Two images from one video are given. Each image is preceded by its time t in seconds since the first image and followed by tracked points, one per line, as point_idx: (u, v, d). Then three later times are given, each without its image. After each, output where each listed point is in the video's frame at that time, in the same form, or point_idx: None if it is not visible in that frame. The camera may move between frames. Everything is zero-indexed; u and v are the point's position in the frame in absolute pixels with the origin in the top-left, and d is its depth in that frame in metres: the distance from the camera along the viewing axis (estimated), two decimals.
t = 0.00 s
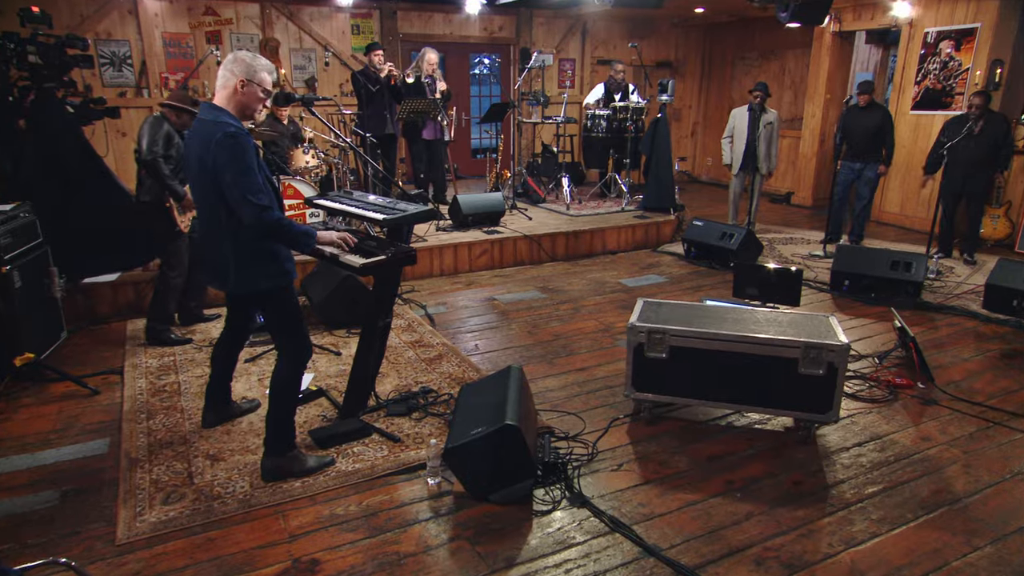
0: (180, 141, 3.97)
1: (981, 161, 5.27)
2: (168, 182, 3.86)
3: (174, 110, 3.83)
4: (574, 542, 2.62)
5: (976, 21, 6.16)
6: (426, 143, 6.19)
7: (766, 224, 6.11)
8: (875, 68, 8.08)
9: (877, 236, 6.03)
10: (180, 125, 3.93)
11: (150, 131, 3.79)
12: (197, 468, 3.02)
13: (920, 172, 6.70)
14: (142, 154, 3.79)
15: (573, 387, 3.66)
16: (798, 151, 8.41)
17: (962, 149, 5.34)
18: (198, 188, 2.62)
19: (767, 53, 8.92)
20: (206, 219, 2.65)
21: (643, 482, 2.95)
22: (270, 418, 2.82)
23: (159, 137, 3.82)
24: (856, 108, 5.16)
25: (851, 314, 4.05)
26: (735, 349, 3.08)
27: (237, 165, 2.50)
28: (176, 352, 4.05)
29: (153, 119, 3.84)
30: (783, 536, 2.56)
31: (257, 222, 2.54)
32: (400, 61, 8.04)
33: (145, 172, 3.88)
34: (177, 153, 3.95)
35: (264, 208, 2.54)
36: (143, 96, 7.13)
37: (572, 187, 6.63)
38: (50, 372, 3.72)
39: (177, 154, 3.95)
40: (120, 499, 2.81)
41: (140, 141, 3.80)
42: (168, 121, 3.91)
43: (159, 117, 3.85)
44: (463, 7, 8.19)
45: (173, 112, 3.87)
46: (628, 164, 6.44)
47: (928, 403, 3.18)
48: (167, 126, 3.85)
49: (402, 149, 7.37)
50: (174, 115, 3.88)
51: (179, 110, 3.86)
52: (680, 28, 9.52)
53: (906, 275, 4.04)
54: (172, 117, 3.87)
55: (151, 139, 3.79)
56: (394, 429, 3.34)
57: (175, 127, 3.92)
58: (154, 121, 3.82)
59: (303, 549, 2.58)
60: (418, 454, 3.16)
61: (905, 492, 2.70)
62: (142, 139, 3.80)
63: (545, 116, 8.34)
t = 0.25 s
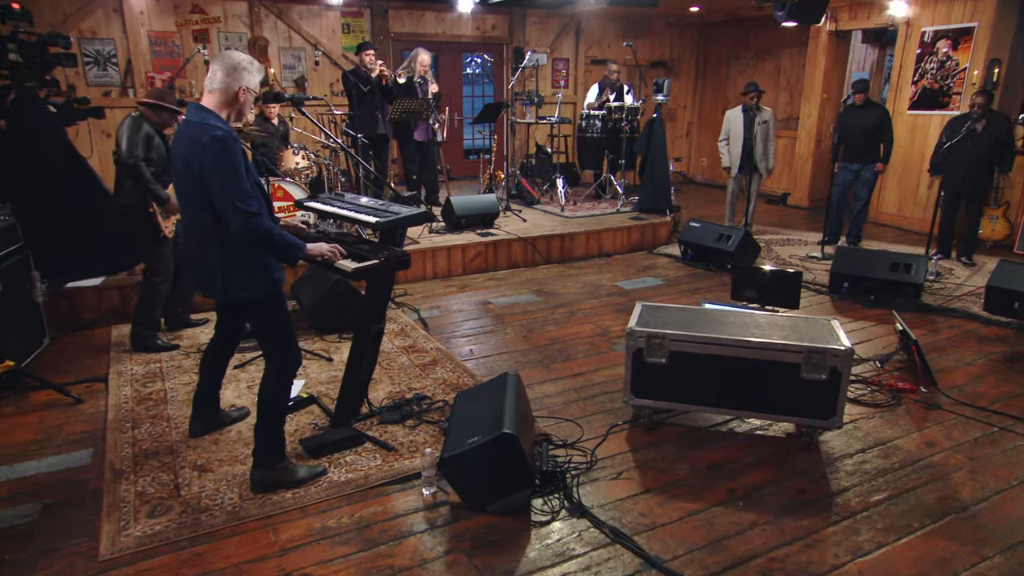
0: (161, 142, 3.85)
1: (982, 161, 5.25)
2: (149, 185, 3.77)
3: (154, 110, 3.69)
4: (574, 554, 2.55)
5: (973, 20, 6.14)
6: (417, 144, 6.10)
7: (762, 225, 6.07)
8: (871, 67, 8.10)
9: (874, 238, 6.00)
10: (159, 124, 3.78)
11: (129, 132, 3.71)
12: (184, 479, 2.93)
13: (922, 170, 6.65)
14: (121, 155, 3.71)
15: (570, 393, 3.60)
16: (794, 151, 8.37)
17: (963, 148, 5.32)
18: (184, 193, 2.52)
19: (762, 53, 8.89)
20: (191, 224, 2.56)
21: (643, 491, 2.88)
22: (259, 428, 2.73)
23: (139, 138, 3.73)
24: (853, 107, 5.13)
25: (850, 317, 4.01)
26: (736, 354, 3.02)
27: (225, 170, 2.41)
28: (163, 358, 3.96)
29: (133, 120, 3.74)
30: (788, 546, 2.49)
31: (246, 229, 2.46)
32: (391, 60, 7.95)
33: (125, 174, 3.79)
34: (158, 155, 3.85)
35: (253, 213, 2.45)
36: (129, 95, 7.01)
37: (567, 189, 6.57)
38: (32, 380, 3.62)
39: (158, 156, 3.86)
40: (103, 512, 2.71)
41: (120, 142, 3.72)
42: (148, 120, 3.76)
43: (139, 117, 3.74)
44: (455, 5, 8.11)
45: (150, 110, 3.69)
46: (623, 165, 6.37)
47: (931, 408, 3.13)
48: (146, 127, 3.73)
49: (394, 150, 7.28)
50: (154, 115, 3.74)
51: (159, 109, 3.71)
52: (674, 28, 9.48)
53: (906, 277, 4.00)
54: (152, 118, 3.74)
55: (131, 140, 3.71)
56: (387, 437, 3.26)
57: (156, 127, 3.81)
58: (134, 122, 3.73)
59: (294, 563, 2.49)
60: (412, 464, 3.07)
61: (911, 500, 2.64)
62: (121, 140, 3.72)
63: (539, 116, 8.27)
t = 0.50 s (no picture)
0: (140, 144, 3.76)
1: (986, 161, 5.22)
2: (129, 191, 3.67)
3: (133, 112, 3.61)
4: (575, 566, 2.47)
5: (971, 19, 6.11)
6: (411, 144, 6.01)
7: (759, 226, 6.02)
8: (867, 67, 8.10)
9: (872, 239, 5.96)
10: (138, 125, 3.69)
11: (107, 136, 3.59)
12: (171, 491, 2.83)
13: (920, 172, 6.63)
14: (99, 161, 3.59)
15: (568, 400, 3.54)
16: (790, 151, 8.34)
17: (967, 148, 5.30)
18: (171, 197, 2.43)
19: (757, 52, 8.85)
20: (179, 230, 2.47)
21: (644, 500, 2.81)
22: (250, 439, 2.63)
23: (117, 142, 3.62)
24: (851, 107, 5.10)
25: (850, 320, 3.96)
26: (738, 360, 2.96)
27: (212, 174, 2.32)
28: (150, 365, 3.87)
29: (111, 122, 3.63)
30: (795, 557, 2.42)
31: (235, 236, 2.37)
32: (383, 60, 7.86)
33: (103, 181, 3.69)
34: (138, 158, 3.75)
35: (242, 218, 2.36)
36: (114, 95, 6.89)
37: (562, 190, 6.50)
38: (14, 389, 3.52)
39: (138, 160, 3.74)
40: (87, 526, 2.61)
41: (98, 147, 3.60)
42: (127, 121, 3.67)
43: (117, 119, 3.63)
44: (448, 4, 8.02)
45: (130, 111, 3.62)
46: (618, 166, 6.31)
47: (936, 412, 3.07)
48: (125, 130, 3.63)
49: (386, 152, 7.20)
50: (133, 117, 3.65)
51: (139, 111, 3.63)
52: (669, 27, 9.43)
53: (907, 279, 3.96)
54: (131, 119, 3.65)
55: (108, 145, 3.59)
56: (382, 445, 3.18)
57: (135, 129, 3.70)
58: (112, 125, 3.61)
59: None
60: (408, 473, 2.99)
61: (919, 508, 2.57)
62: (98, 144, 3.60)
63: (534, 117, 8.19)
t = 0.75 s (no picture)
0: (122, 143, 3.70)
1: (988, 163, 5.21)
2: (113, 193, 3.59)
3: (113, 108, 3.60)
4: None
5: (968, 19, 6.09)
6: (406, 146, 5.91)
7: (756, 228, 5.99)
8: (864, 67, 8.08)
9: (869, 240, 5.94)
10: (119, 122, 3.67)
11: (90, 135, 3.51)
12: (159, 503, 2.74)
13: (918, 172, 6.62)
14: (82, 161, 3.50)
15: (566, 405, 3.48)
16: (786, 151, 8.32)
17: (969, 149, 5.29)
18: (154, 201, 2.35)
19: (753, 52, 8.83)
20: (163, 235, 2.38)
21: (646, 509, 2.74)
22: (242, 449, 2.55)
23: (100, 142, 3.54)
24: (849, 107, 5.07)
25: (850, 322, 3.92)
26: (740, 365, 2.91)
27: (198, 177, 2.24)
28: (138, 371, 3.77)
29: (92, 120, 3.55)
30: (801, 567, 2.36)
31: (222, 239, 2.28)
32: (375, 59, 7.78)
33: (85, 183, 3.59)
34: (121, 158, 3.68)
35: (229, 221, 2.28)
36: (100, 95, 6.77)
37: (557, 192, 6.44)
38: None
39: (120, 160, 3.69)
40: (72, 540, 2.51)
41: (79, 146, 3.52)
42: (109, 120, 3.64)
43: (99, 116, 3.59)
44: (441, 3, 7.95)
45: (111, 110, 3.61)
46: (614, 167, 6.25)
47: (940, 417, 3.03)
48: (108, 128, 3.57)
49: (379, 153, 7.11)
50: (114, 114, 3.63)
51: (120, 107, 3.61)
52: (664, 27, 9.39)
53: (907, 281, 3.93)
54: (113, 116, 3.62)
55: (92, 144, 3.51)
56: (377, 453, 3.10)
57: (117, 128, 3.65)
58: (94, 124, 3.54)
59: None
60: (403, 482, 2.91)
61: (926, 515, 2.52)
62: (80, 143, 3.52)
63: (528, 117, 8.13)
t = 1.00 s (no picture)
0: (112, 146, 3.58)
1: (984, 162, 5.22)
2: (101, 199, 3.49)
3: (103, 112, 3.46)
4: None
5: (962, 19, 6.12)
6: (402, 145, 5.86)
7: (750, 229, 5.97)
8: (857, 67, 8.08)
9: (863, 242, 5.93)
10: (109, 126, 3.54)
11: (78, 139, 3.40)
12: (146, 514, 2.65)
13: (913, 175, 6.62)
14: (70, 166, 3.40)
15: (563, 410, 3.43)
16: (780, 152, 8.32)
17: (964, 149, 5.30)
18: (148, 202, 2.28)
19: (746, 52, 8.82)
20: (156, 237, 2.31)
21: (646, 517, 2.69)
22: (233, 459, 2.48)
23: (89, 146, 3.43)
24: (843, 108, 5.06)
25: (847, 325, 3.90)
26: (741, 370, 2.87)
27: (196, 178, 2.18)
28: (124, 378, 3.69)
29: (80, 123, 3.44)
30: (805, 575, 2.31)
31: (218, 244, 2.21)
32: (366, 60, 7.71)
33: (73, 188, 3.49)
34: (110, 162, 3.57)
35: (227, 226, 2.22)
36: (85, 95, 6.66)
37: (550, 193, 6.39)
38: None
39: (109, 163, 3.58)
40: (55, 553, 2.43)
41: (67, 151, 3.41)
42: (98, 121, 3.51)
43: (88, 119, 3.46)
44: (432, 3, 7.89)
45: (100, 112, 3.47)
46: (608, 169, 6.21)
47: (940, 420, 3.00)
48: (96, 131, 3.46)
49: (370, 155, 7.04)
50: (103, 117, 3.50)
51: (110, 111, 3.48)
52: (657, 27, 9.37)
53: (904, 283, 3.91)
54: (102, 119, 3.49)
55: (80, 148, 3.40)
56: (370, 461, 3.04)
57: (106, 131, 3.53)
58: (83, 127, 3.43)
59: None
60: (398, 490, 2.85)
61: (928, 521, 2.48)
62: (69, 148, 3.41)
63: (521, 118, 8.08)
